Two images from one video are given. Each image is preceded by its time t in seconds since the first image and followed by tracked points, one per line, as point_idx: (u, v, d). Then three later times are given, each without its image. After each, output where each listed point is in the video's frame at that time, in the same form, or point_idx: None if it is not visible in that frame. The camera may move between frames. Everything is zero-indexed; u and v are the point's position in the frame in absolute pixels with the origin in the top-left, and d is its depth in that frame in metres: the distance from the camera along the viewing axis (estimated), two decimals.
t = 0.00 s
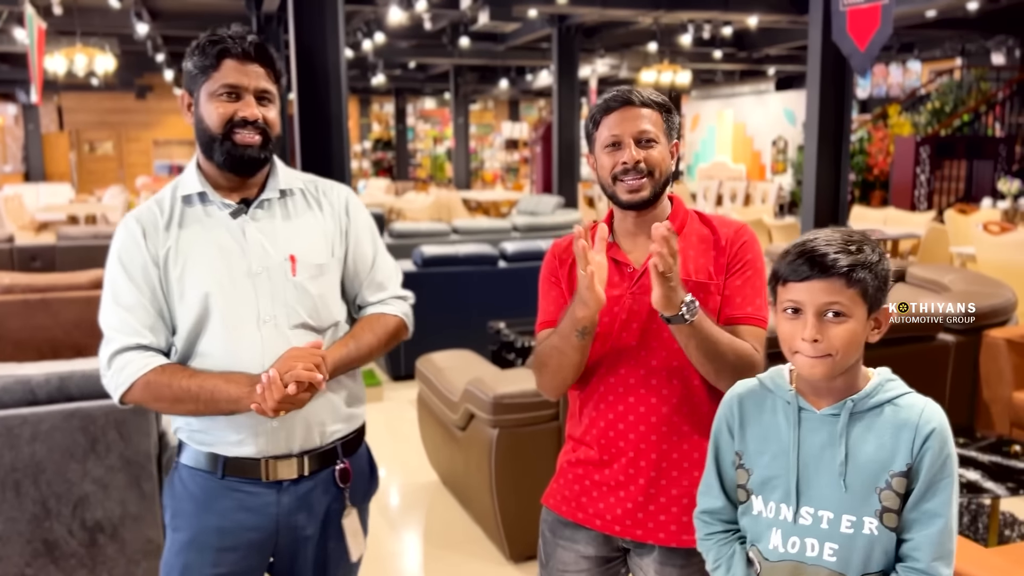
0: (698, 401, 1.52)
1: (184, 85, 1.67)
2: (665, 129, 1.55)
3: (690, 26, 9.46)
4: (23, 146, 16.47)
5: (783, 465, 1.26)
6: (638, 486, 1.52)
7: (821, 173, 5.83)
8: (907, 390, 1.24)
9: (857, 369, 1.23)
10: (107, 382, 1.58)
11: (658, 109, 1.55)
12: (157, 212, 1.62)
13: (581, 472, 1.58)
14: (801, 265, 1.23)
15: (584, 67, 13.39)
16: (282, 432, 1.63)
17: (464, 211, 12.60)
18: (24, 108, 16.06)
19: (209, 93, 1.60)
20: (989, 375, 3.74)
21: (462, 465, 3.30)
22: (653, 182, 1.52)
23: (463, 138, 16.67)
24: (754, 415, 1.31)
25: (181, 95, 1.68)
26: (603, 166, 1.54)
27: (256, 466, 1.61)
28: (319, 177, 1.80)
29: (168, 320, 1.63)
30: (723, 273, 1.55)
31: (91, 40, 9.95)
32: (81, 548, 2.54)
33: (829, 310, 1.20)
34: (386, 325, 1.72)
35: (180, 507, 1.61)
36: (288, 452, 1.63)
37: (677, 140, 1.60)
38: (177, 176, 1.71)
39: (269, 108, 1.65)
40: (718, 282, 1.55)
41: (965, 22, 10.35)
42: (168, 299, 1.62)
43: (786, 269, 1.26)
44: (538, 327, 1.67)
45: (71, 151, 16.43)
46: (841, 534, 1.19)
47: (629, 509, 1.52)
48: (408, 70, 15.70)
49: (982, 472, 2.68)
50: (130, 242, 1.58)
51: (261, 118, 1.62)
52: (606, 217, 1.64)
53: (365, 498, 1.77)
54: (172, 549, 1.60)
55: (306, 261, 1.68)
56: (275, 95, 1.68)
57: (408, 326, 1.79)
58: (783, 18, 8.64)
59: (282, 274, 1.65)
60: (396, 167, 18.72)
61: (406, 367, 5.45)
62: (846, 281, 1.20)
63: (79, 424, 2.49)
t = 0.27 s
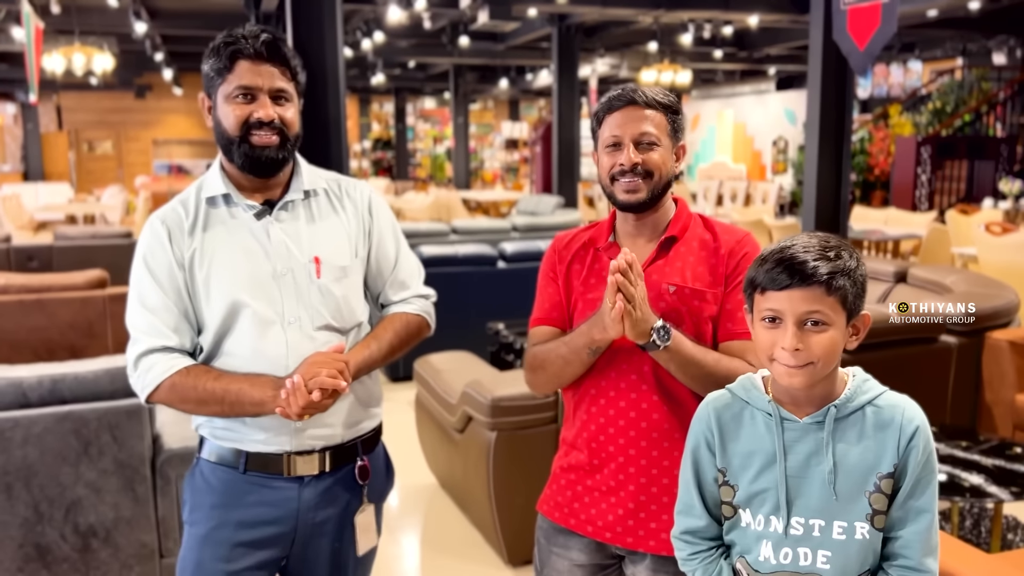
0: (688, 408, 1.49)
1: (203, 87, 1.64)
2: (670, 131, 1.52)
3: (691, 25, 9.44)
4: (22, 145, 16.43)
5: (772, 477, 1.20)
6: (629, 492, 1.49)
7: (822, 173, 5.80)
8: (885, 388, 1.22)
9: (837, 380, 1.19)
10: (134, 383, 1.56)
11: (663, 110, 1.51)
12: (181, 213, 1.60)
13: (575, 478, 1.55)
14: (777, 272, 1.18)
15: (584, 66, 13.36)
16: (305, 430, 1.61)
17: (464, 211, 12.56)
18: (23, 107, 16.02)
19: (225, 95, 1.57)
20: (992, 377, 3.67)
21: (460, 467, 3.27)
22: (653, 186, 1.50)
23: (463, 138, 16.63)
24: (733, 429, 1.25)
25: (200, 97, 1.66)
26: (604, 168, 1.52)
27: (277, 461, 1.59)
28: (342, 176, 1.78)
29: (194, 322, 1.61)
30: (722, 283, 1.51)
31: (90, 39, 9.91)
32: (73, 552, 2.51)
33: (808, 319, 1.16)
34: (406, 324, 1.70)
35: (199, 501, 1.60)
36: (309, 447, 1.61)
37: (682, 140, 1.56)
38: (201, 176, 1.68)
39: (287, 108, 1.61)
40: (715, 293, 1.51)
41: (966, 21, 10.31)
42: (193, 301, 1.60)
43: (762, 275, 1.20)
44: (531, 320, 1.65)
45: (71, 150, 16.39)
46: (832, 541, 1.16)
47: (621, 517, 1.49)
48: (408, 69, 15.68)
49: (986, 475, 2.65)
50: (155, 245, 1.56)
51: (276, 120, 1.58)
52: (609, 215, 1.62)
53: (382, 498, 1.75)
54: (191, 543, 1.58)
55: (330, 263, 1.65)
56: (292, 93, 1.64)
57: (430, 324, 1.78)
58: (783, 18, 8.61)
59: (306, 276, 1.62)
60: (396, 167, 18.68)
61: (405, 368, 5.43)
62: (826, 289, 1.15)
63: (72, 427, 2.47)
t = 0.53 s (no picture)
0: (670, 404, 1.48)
1: (217, 83, 1.61)
2: (667, 129, 1.50)
3: (692, 24, 9.42)
4: (22, 144, 16.42)
5: (764, 477, 1.17)
6: (609, 488, 1.49)
7: (823, 173, 5.77)
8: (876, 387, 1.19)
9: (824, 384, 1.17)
10: (141, 383, 1.51)
11: (661, 110, 1.50)
12: (194, 211, 1.56)
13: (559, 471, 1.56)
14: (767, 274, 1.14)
15: (584, 65, 13.33)
16: (313, 432, 1.58)
17: (464, 210, 12.53)
18: (22, 106, 15.98)
19: (242, 90, 1.55)
20: (995, 379, 3.63)
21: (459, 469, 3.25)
22: (647, 188, 1.49)
23: (463, 138, 16.58)
24: (722, 431, 1.21)
25: (213, 94, 1.63)
26: (599, 165, 1.51)
27: (283, 460, 1.56)
28: (350, 178, 1.77)
29: (204, 321, 1.57)
30: (708, 285, 1.51)
31: (89, 38, 9.89)
32: (69, 555, 2.49)
33: (801, 322, 1.12)
34: (413, 326, 1.72)
35: (203, 501, 1.56)
36: (314, 446, 1.58)
37: (680, 140, 1.55)
38: (211, 173, 1.64)
39: (303, 107, 1.60)
40: (700, 295, 1.51)
41: (967, 21, 10.28)
42: (204, 300, 1.56)
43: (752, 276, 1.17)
44: (518, 309, 1.68)
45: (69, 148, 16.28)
46: (827, 540, 1.13)
47: (600, 511, 1.49)
48: (408, 69, 15.65)
49: (989, 478, 2.62)
50: (167, 240, 1.52)
51: (295, 117, 1.57)
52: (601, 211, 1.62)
53: (384, 495, 1.73)
54: (194, 544, 1.56)
55: (343, 265, 1.64)
56: (308, 92, 1.62)
57: (430, 326, 1.80)
58: (783, 17, 8.59)
59: (320, 277, 1.61)
60: (396, 166, 18.66)
61: (404, 369, 5.41)
62: (818, 293, 1.12)
63: (66, 429, 2.44)
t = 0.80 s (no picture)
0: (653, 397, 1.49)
1: (232, 95, 1.53)
2: (644, 121, 1.51)
3: (693, 23, 9.39)
4: (22, 144, 16.39)
5: (770, 490, 1.13)
6: (593, 477, 1.49)
7: (824, 172, 5.74)
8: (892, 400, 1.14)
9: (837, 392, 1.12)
10: (137, 385, 1.49)
11: (636, 102, 1.50)
12: (195, 213, 1.54)
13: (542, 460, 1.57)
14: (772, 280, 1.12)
15: (584, 64, 13.29)
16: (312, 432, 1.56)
17: (464, 210, 12.50)
18: (22, 106, 15.97)
19: (266, 117, 1.48)
20: (998, 379, 3.62)
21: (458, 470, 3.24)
22: (628, 183, 1.50)
23: (463, 137, 16.52)
24: (732, 439, 1.18)
25: (225, 102, 1.55)
26: (579, 162, 1.52)
27: (283, 461, 1.54)
28: (348, 179, 1.75)
29: (201, 322, 1.55)
30: (691, 278, 1.51)
31: (88, 37, 9.87)
32: (66, 557, 2.47)
33: (811, 328, 1.09)
34: (408, 328, 1.75)
35: (202, 505, 1.54)
36: (313, 447, 1.56)
37: (659, 131, 1.56)
38: (210, 172, 1.61)
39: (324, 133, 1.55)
40: (683, 289, 1.51)
41: (969, 20, 10.25)
42: (203, 302, 1.54)
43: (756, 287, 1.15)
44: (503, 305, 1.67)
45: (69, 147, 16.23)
46: (835, 560, 1.09)
47: (583, 500, 1.50)
48: (407, 68, 15.63)
49: (993, 480, 2.60)
50: (166, 241, 1.49)
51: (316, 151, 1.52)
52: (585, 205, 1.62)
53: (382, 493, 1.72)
54: (194, 550, 1.53)
55: (344, 269, 1.63)
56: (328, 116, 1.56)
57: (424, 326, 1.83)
58: (785, 16, 8.56)
59: (321, 281, 1.60)
60: (396, 166, 18.64)
61: (404, 369, 5.39)
62: (829, 298, 1.09)
63: (64, 430, 2.42)
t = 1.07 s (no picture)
0: (633, 395, 1.54)
1: (210, 83, 1.56)
2: (619, 129, 1.54)
3: (693, 21, 9.36)
4: (21, 143, 16.36)
5: (819, 516, 1.15)
6: (580, 472, 1.56)
7: (825, 171, 5.72)
8: (950, 424, 1.14)
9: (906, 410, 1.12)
10: (127, 387, 1.47)
11: (610, 109, 1.53)
12: (184, 211, 1.53)
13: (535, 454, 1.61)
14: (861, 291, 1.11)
15: (584, 63, 13.26)
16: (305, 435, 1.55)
17: (464, 209, 12.47)
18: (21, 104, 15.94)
19: (242, 97, 1.51)
20: (1000, 380, 3.60)
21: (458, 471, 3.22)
22: (603, 188, 1.54)
23: (463, 136, 16.48)
24: (778, 458, 1.20)
25: (204, 94, 1.59)
26: (557, 169, 1.56)
27: (272, 466, 1.53)
28: (339, 177, 1.75)
29: (191, 322, 1.53)
30: (674, 272, 1.56)
31: (87, 35, 9.85)
32: (62, 559, 2.46)
33: (915, 343, 1.07)
34: (403, 329, 1.73)
35: (188, 510, 1.53)
36: (304, 451, 1.55)
37: (635, 134, 1.59)
38: (199, 170, 1.61)
39: (303, 113, 1.57)
40: (666, 284, 1.56)
41: (970, 18, 10.23)
42: (193, 302, 1.53)
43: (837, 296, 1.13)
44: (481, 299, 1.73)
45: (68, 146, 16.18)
46: None
47: (572, 493, 1.56)
48: (407, 66, 15.61)
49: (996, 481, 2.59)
50: (156, 240, 1.48)
51: (299, 127, 1.54)
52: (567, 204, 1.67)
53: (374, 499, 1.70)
54: (180, 558, 1.52)
55: (337, 267, 1.63)
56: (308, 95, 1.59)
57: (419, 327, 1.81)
58: (786, 15, 8.54)
59: (314, 279, 1.59)
60: (396, 165, 18.62)
61: (403, 369, 5.38)
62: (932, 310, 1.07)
63: (60, 431, 2.41)
